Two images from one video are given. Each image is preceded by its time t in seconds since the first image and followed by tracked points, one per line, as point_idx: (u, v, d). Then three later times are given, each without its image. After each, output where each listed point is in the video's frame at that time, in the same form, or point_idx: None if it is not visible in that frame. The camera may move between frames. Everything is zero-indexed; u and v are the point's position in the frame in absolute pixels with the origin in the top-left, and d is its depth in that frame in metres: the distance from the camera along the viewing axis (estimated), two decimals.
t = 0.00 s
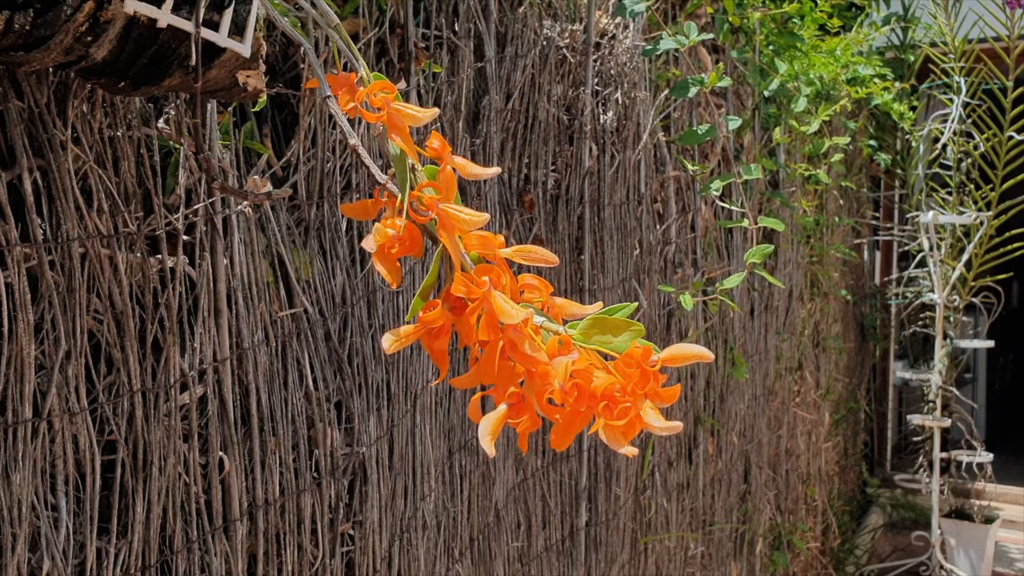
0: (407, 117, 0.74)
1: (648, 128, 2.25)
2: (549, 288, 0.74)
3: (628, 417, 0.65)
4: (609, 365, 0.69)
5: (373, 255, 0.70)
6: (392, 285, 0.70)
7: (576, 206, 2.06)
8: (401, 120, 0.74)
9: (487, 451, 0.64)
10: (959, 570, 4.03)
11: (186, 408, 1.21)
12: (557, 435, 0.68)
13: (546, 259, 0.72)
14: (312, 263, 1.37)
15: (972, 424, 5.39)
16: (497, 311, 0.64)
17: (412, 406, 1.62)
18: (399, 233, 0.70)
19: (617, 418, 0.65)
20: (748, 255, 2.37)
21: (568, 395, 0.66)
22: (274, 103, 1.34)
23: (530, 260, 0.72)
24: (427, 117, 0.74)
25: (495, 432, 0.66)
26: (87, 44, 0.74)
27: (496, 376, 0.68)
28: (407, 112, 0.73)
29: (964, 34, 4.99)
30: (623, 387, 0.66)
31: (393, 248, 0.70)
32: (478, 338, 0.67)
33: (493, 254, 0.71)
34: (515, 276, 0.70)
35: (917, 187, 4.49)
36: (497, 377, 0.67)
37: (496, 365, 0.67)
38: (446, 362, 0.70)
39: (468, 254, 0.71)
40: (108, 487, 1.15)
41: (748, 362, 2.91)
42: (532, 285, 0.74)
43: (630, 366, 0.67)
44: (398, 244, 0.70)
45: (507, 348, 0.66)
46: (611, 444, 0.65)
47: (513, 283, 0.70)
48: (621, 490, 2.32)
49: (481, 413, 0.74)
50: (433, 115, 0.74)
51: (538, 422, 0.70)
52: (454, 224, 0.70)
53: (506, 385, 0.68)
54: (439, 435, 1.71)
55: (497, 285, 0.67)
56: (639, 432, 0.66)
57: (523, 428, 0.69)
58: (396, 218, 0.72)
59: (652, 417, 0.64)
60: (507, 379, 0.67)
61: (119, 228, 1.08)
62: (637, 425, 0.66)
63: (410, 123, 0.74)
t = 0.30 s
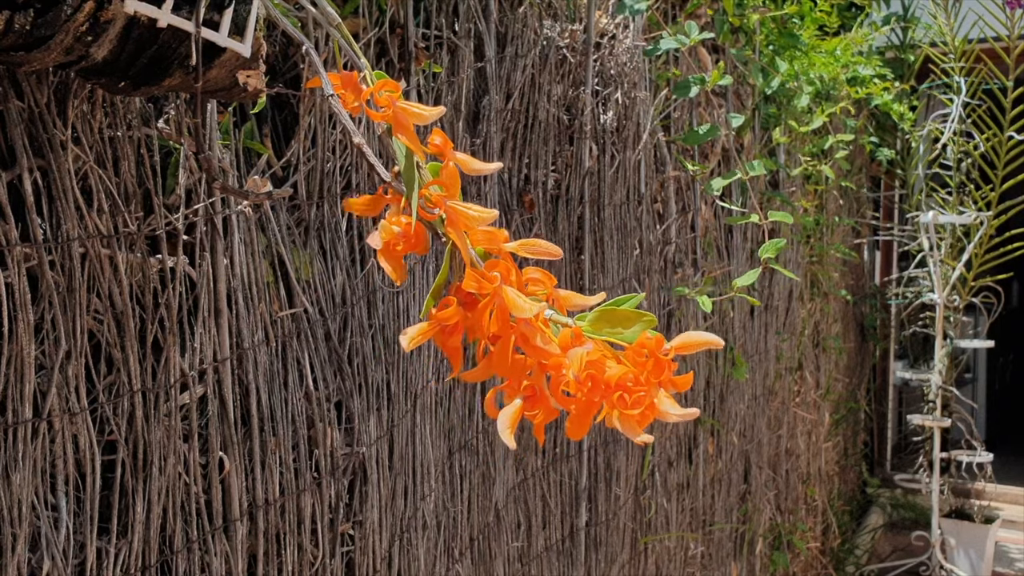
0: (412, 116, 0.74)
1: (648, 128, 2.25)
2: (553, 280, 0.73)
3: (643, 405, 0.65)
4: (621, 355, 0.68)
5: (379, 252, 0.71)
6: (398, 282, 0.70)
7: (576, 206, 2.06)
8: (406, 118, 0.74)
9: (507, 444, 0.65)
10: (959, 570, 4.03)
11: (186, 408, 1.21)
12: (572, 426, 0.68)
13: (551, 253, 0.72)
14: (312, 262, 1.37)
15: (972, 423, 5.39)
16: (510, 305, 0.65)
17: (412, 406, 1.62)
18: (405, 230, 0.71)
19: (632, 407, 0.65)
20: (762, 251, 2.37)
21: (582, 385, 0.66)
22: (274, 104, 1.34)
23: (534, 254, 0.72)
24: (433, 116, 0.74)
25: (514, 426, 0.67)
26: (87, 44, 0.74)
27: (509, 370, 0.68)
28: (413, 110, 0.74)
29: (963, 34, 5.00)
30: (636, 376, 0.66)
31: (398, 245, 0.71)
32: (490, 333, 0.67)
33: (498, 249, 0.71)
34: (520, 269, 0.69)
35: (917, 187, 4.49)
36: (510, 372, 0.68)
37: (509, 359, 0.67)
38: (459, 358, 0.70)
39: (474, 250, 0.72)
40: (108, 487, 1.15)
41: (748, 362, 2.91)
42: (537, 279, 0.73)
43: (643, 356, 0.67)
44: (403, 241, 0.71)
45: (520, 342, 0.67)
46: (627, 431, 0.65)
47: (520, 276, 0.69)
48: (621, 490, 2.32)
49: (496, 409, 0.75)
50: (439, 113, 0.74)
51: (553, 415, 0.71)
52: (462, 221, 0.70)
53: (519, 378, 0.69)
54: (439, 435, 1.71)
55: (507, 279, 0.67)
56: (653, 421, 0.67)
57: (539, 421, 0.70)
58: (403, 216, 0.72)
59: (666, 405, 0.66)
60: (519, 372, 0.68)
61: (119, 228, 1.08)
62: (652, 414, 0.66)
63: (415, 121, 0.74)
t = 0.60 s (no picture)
0: (412, 113, 0.74)
1: (648, 128, 2.25)
2: (558, 280, 0.73)
3: (642, 404, 0.65)
4: (622, 354, 0.68)
5: (377, 250, 0.70)
6: (397, 280, 0.69)
7: (576, 206, 2.06)
8: (405, 115, 0.74)
9: (503, 444, 0.64)
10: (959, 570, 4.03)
11: (186, 408, 1.21)
12: (572, 427, 0.67)
13: (554, 252, 0.72)
14: (312, 262, 1.37)
15: (972, 424, 5.39)
16: (507, 303, 0.64)
17: (412, 406, 1.62)
18: (403, 228, 0.70)
19: (631, 406, 0.65)
20: (752, 255, 2.37)
21: (581, 384, 0.66)
22: (274, 103, 1.34)
23: (537, 252, 0.72)
24: (432, 112, 0.74)
25: (511, 426, 0.67)
26: (87, 44, 0.74)
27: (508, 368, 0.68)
28: (411, 107, 0.73)
29: (963, 34, 5.00)
30: (635, 375, 0.66)
31: (395, 242, 0.70)
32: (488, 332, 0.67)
33: (500, 247, 0.72)
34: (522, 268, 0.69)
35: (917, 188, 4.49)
36: (508, 371, 0.67)
37: (507, 358, 0.66)
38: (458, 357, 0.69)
39: (475, 248, 0.72)
40: (108, 487, 1.15)
41: (748, 362, 2.91)
42: (541, 279, 0.73)
43: (642, 353, 0.67)
44: (402, 239, 0.70)
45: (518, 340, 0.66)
46: (625, 431, 0.65)
47: (521, 276, 0.69)
48: (621, 490, 2.32)
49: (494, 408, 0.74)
50: (438, 109, 0.74)
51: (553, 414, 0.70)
52: (461, 218, 0.70)
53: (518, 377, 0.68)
54: (440, 435, 1.71)
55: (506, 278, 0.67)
56: (653, 420, 0.66)
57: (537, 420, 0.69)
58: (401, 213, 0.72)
59: (665, 403, 0.66)
60: (519, 371, 0.67)
61: (119, 228, 1.08)
62: (652, 413, 0.66)
63: (414, 118, 0.74)
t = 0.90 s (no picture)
0: (407, 116, 0.74)
1: (648, 128, 2.25)
2: (551, 288, 0.74)
3: (627, 418, 0.65)
4: (610, 365, 0.69)
5: (371, 253, 0.69)
6: (391, 283, 0.69)
7: (576, 206, 2.06)
8: (401, 119, 0.74)
9: (485, 452, 0.64)
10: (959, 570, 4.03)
11: (186, 408, 1.21)
12: (556, 437, 0.68)
13: (548, 259, 0.72)
14: (312, 262, 1.37)
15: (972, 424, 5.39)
16: (496, 311, 0.64)
17: (412, 406, 1.62)
18: (397, 232, 0.70)
19: (615, 419, 0.65)
20: (747, 257, 2.37)
21: (567, 395, 0.66)
22: (274, 103, 1.34)
23: (531, 259, 0.72)
24: (427, 116, 0.74)
25: (495, 434, 0.67)
26: (87, 44, 0.74)
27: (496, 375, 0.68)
28: (407, 111, 0.73)
29: (963, 34, 5.00)
30: (622, 388, 0.66)
31: (390, 246, 0.69)
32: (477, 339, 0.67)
33: (494, 253, 0.71)
34: (515, 276, 0.70)
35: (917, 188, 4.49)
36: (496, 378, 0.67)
37: (495, 366, 0.66)
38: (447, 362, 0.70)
39: (468, 253, 0.72)
40: (108, 487, 1.15)
41: (748, 362, 2.91)
42: (534, 286, 0.74)
43: (630, 366, 0.67)
44: (396, 243, 0.69)
45: (506, 348, 0.66)
46: (609, 445, 0.65)
47: (513, 283, 0.70)
48: (621, 490, 2.32)
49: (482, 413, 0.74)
50: (433, 114, 0.74)
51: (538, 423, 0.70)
52: (454, 224, 0.70)
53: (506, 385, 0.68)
54: (439, 435, 1.71)
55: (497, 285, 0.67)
56: (638, 435, 0.66)
57: (523, 428, 0.69)
58: (395, 217, 0.71)
59: (650, 418, 0.64)
60: (507, 379, 0.67)
61: (119, 228, 1.08)
62: (636, 426, 0.65)
63: (410, 122, 0.74)
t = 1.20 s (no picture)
0: (410, 118, 0.74)
1: (648, 128, 2.25)
2: (551, 284, 0.74)
3: (636, 410, 0.65)
4: (615, 359, 0.69)
5: (374, 254, 0.68)
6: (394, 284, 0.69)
7: (576, 206, 2.06)
8: (404, 120, 0.74)
9: (496, 449, 0.64)
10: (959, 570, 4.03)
11: (186, 408, 1.21)
12: (565, 431, 0.68)
13: (549, 256, 0.72)
14: (312, 262, 1.37)
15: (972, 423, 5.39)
16: (503, 309, 0.64)
17: (412, 406, 1.62)
18: (401, 233, 0.69)
19: (625, 412, 0.65)
20: (752, 256, 2.36)
21: (575, 390, 0.66)
22: (274, 104, 1.34)
23: (532, 256, 0.72)
24: (430, 117, 0.74)
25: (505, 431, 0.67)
26: (87, 44, 0.74)
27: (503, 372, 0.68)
28: (410, 112, 0.73)
29: (963, 33, 5.00)
30: (630, 381, 0.66)
31: (394, 247, 0.69)
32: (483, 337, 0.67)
33: (495, 250, 0.72)
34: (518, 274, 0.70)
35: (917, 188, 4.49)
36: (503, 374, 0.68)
37: (502, 363, 0.67)
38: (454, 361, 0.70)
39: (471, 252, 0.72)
40: (108, 487, 1.15)
41: (748, 362, 2.91)
42: (535, 282, 0.74)
43: (636, 360, 0.67)
44: (400, 243, 0.69)
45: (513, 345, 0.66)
46: (621, 438, 0.64)
47: (516, 280, 0.70)
48: (621, 490, 2.32)
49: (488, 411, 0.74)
50: (436, 114, 0.74)
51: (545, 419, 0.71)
52: (458, 223, 0.70)
53: (513, 382, 0.68)
54: (439, 435, 1.71)
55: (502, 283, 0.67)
56: (646, 426, 0.66)
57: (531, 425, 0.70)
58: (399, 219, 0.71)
59: (659, 410, 0.65)
60: (513, 375, 0.68)
61: (119, 228, 1.08)
62: (646, 418, 0.65)
63: (412, 123, 0.74)
